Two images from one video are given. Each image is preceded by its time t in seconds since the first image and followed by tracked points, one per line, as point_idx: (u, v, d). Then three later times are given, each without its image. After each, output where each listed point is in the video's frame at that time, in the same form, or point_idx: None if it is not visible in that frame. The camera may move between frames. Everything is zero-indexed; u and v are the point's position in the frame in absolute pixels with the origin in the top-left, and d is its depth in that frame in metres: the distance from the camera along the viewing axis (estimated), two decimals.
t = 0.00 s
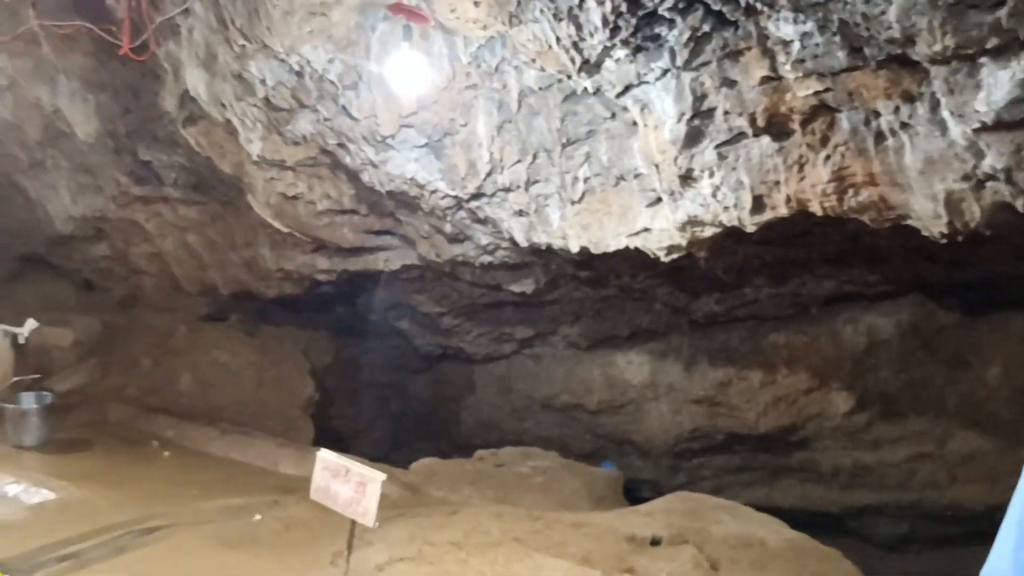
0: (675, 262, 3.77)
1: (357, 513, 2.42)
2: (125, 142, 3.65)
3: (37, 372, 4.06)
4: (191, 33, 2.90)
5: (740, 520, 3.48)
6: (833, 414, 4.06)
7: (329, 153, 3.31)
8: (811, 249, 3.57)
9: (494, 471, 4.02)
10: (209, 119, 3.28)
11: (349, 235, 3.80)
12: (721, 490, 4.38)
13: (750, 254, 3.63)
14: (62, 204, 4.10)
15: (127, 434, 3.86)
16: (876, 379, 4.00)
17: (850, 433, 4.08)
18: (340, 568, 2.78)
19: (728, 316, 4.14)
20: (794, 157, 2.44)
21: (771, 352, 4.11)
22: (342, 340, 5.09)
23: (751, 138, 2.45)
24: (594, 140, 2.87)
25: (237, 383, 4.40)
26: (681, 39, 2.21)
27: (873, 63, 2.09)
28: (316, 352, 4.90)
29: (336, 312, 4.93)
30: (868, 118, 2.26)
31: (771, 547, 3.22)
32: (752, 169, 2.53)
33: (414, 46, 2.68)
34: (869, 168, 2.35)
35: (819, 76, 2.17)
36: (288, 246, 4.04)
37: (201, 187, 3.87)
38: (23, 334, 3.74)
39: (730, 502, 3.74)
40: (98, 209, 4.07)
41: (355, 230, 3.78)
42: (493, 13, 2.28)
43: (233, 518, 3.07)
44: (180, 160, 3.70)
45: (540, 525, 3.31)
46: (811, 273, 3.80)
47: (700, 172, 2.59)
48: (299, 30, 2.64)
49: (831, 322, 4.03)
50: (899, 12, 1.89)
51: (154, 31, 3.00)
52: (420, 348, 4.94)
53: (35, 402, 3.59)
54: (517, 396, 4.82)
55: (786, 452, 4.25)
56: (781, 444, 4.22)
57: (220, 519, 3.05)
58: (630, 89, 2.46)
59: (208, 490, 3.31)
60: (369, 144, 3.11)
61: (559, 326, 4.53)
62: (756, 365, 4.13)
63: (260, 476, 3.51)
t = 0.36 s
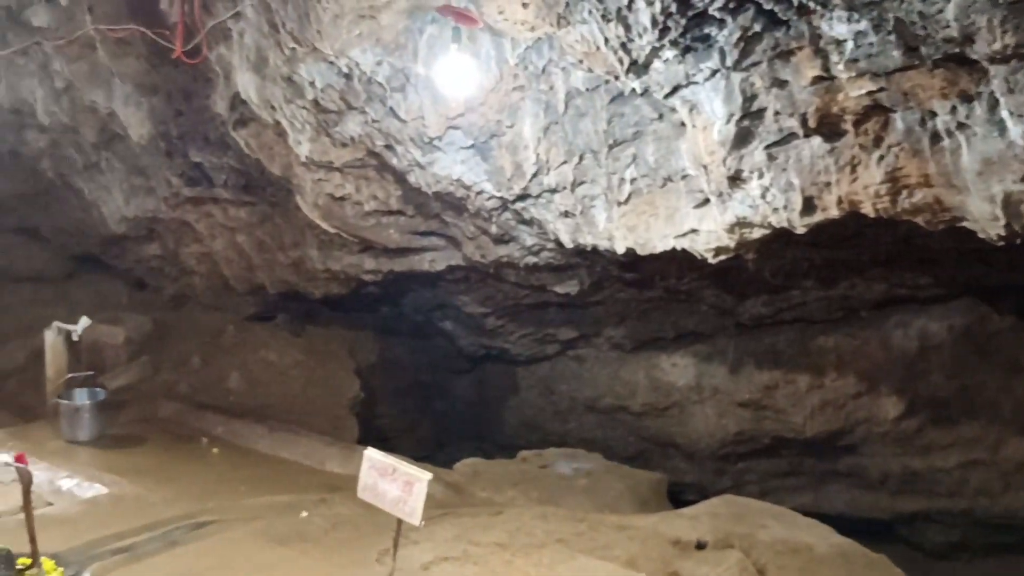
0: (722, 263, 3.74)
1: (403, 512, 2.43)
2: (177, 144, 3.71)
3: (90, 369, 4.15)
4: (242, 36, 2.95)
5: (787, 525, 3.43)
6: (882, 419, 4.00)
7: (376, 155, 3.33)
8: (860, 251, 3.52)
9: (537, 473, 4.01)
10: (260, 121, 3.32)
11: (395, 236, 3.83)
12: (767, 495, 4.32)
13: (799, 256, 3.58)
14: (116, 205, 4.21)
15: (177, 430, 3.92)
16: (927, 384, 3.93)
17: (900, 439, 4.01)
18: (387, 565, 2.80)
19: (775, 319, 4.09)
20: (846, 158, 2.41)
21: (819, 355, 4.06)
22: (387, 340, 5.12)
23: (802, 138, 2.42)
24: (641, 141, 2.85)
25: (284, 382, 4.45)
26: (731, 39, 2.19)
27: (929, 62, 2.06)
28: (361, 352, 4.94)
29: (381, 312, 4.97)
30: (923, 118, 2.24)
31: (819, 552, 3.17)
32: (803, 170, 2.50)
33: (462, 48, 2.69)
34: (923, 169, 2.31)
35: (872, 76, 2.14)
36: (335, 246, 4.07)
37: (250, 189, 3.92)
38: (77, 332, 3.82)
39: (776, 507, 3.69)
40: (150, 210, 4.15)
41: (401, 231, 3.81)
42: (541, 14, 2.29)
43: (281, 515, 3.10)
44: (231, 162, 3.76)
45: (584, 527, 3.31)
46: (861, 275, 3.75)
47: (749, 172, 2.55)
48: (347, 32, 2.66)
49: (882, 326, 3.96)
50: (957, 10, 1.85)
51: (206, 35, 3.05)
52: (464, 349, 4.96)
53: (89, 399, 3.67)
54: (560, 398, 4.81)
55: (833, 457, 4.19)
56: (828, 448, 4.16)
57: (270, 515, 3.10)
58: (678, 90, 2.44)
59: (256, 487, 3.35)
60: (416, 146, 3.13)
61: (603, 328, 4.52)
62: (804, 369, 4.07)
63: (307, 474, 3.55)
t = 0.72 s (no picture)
0: (775, 266, 3.74)
1: (455, 511, 2.44)
2: (233, 146, 3.77)
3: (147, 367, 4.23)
4: (297, 39, 2.99)
5: (841, 531, 3.37)
6: (939, 424, 3.91)
7: (428, 156, 3.36)
8: (917, 253, 3.49)
9: (586, 474, 4.00)
10: (313, 123, 3.37)
11: (446, 237, 3.86)
12: (819, 500, 4.26)
13: (854, 257, 3.53)
14: (173, 206, 4.29)
15: (232, 427, 3.98)
16: (986, 389, 3.83)
17: (957, 445, 3.92)
18: (438, 564, 2.81)
19: (829, 322, 4.04)
20: (906, 158, 2.38)
21: (873, 359, 4.00)
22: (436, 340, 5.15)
23: (860, 138, 2.39)
24: (694, 142, 2.83)
25: (335, 381, 4.50)
26: (787, 39, 2.16)
27: (994, 60, 2.03)
28: (410, 352, 4.97)
29: (431, 312, 5.00)
30: (986, 117, 2.20)
31: (873, 559, 3.11)
32: (860, 170, 2.47)
33: (516, 49, 2.70)
34: (986, 169, 2.27)
35: (934, 74, 2.11)
36: (387, 247, 4.11)
37: (303, 190, 3.97)
38: (135, 331, 3.90)
39: (829, 513, 3.64)
40: (206, 211, 4.22)
41: (451, 232, 3.84)
42: (594, 15, 2.29)
43: (332, 512, 3.14)
44: (284, 163, 3.81)
45: (634, 529, 3.29)
46: (917, 278, 3.70)
47: (805, 173, 2.52)
48: (402, 35, 2.66)
49: (938, 329, 3.91)
50: None
51: (262, 38, 3.10)
52: (513, 349, 4.97)
53: (146, 396, 3.75)
54: (609, 399, 4.80)
55: (887, 462, 4.12)
56: (882, 453, 4.09)
57: (323, 512, 3.13)
58: (732, 90, 2.41)
59: (308, 485, 3.38)
60: (467, 147, 3.15)
61: (653, 329, 4.50)
62: (857, 373, 4.01)
63: (358, 473, 3.57)
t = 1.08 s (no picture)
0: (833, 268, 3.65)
1: (511, 512, 2.45)
2: (291, 149, 3.83)
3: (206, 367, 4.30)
4: (355, 43, 3.03)
5: (902, 539, 3.30)
6: (1003, 431, 3.82)
7: (483, 158, 3.37)
8: (981, 255, 3.41)
9: (639, 477, 3.98)
10: (370, 125, 3.41)
11: (500, 238, 3.87)
12: (877, 507, 4.17)
13: (915, 259, 3.47)
14: (232, 207, 4.36)
15: (288, 425, 4.04)
16: None
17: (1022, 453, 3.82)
18: (493, 565, 2.81)
19: (888, 326, 3.96)
20: (972, 158, 2.35)
21: (934, 363, 3.93)
22: (488, 341, 5.16)
23: (924, 138, 2.35)
24: (752, 143, 2.80)
25: (389, 381, 4.54)
26: (850, 38, 2.13)
27: None
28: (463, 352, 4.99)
29: (483, 313, 5.02)
30: None
31: (934, 568, 3.05)
32: (924, 171, 2.43)
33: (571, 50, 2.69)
34: None
35: (1003, 73, 2.08)
36: (441, 248, 4.14)
37: (359, 192, 4.02)
38: (196, 330, 3.97)
39: (888, 520, 3.57)
40: (264, 213, 4.29)
41: (505, 233, 3.85)
42: (652, 16, 2.28)
43: (387, 511, 3.16)
44: (341, 165, 3.85)
45: (688, 533, 3.27)
46: (981, 281, 3.61)
47: (867, 174, 2.47)
48: (459, 38, 2.68)
49: (1001, 334, 3.81)
50: None
51: (320, 42, 3.14)
52: (565, 351, 4.97)
53: (206, 394, 3.83)
54: (662, 401, 4.78)
55: (948, 469, 4.03)
56: (943, 460, 4.00)
57: (378, 510, 3.16)
58: (792, 90, 2.37)
59: (363, 484, 3.42)
60: (523, 148, 3.16)
61: (707, 332, 4.45)
62: (918, 378, 3.93)
63: (414, 472, 3.60)
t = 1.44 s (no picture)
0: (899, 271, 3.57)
1: (572, 515, 2.44)
2: (352, 152, 3.88)
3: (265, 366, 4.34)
4: (416, 47, 3.06)
5: (971, 550, 3.21)
6: None
7: (542, 160, 3.38)
8: None
9: (699, 481, 3.93)
10: (430, 129, 3.45)
11: (559, 240, 3.87)
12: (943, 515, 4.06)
13: (984, 262, 3.41)
14: (294, 210, 4.43)
15: (349, 425, 4.09)
16: None
17: None
18: (552, 567, 2.81)
19: (956, 330, 3.88)
20: None
21: (1003, 369, 3.84)
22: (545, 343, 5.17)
23: (998, 138, 2.29)
24: (816, 144, 2.75)
25: (447, 382, 4.57)
26: (920, 36, 2.09)
27: None
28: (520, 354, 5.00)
29: (541, 315, 5.03)
30: None
31: None
32: (998, 172, 2.37)
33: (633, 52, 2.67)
34: None
35: None
36: (500, 250, 4.16)
37: (418, 194, 4.06)
38: (258, 330, 4.03)
39: (956, 529, 3.48)
40: (325, 215, 4.35)
41: (563, 236, 3.85)
42: (715, 17, 2.26)
43: (445, 511, 3.18)
44: (401, 168, 3.89)
45: (749, 539, 3.23)
46: None
47: (937, 175, 2.42)
48: (520, 41, 2.69)
49: None
50: None
51: (382, 46, 3.18)
52: (622, 353, 4.95)
53: (269, 393, 3.89)
54: (721, 405, 4.74)
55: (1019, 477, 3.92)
56: (1013, 468, 3.89)
57: (437, 511, 3.18)
58: (859, 90, 2.36)
59: (423, 484, 3.44)
60: (582, 151, 3.15)
61: (767, 335, 4.39)
62: (986, 384, 3.87)
63: (473, 473, 3.61)
